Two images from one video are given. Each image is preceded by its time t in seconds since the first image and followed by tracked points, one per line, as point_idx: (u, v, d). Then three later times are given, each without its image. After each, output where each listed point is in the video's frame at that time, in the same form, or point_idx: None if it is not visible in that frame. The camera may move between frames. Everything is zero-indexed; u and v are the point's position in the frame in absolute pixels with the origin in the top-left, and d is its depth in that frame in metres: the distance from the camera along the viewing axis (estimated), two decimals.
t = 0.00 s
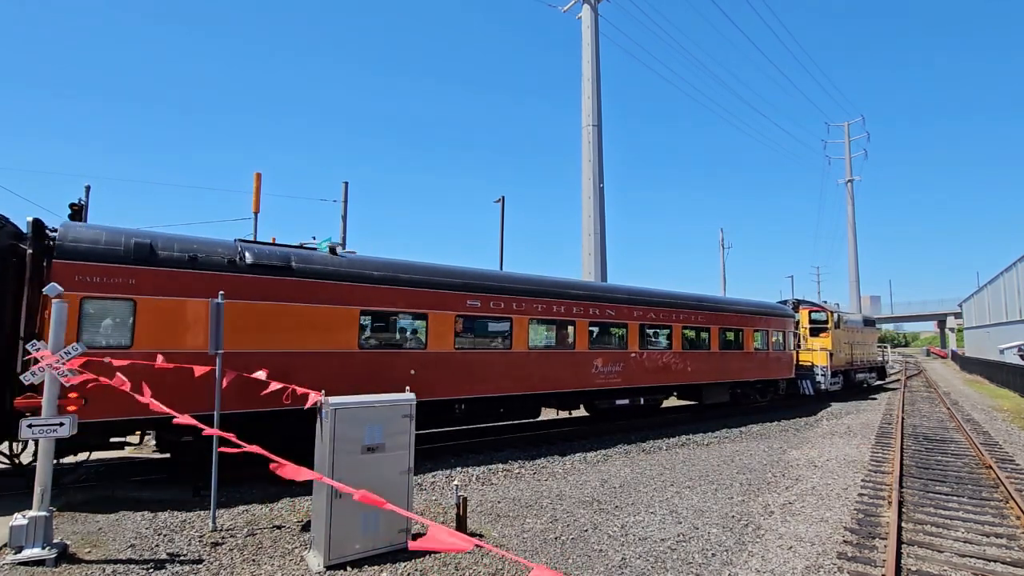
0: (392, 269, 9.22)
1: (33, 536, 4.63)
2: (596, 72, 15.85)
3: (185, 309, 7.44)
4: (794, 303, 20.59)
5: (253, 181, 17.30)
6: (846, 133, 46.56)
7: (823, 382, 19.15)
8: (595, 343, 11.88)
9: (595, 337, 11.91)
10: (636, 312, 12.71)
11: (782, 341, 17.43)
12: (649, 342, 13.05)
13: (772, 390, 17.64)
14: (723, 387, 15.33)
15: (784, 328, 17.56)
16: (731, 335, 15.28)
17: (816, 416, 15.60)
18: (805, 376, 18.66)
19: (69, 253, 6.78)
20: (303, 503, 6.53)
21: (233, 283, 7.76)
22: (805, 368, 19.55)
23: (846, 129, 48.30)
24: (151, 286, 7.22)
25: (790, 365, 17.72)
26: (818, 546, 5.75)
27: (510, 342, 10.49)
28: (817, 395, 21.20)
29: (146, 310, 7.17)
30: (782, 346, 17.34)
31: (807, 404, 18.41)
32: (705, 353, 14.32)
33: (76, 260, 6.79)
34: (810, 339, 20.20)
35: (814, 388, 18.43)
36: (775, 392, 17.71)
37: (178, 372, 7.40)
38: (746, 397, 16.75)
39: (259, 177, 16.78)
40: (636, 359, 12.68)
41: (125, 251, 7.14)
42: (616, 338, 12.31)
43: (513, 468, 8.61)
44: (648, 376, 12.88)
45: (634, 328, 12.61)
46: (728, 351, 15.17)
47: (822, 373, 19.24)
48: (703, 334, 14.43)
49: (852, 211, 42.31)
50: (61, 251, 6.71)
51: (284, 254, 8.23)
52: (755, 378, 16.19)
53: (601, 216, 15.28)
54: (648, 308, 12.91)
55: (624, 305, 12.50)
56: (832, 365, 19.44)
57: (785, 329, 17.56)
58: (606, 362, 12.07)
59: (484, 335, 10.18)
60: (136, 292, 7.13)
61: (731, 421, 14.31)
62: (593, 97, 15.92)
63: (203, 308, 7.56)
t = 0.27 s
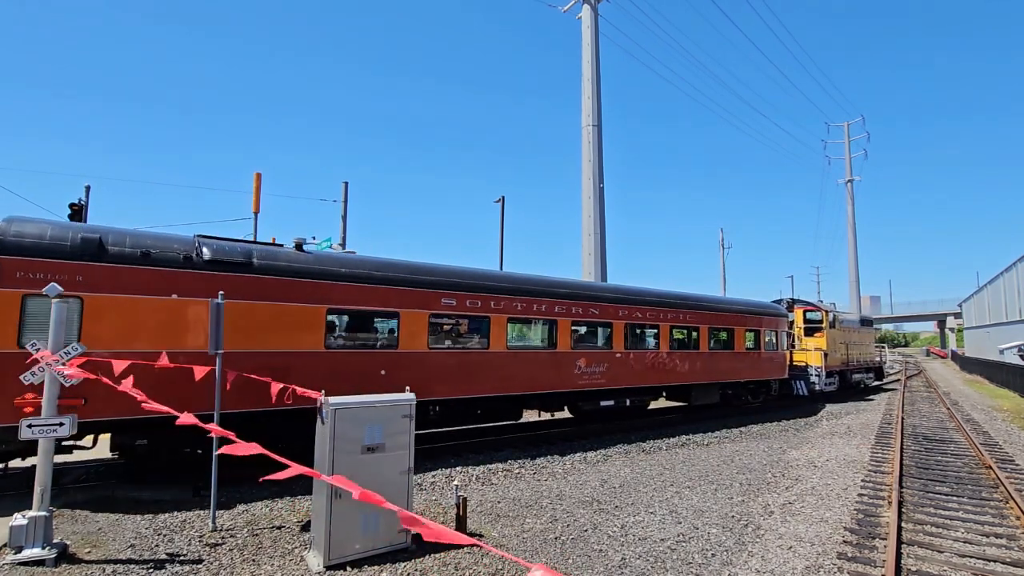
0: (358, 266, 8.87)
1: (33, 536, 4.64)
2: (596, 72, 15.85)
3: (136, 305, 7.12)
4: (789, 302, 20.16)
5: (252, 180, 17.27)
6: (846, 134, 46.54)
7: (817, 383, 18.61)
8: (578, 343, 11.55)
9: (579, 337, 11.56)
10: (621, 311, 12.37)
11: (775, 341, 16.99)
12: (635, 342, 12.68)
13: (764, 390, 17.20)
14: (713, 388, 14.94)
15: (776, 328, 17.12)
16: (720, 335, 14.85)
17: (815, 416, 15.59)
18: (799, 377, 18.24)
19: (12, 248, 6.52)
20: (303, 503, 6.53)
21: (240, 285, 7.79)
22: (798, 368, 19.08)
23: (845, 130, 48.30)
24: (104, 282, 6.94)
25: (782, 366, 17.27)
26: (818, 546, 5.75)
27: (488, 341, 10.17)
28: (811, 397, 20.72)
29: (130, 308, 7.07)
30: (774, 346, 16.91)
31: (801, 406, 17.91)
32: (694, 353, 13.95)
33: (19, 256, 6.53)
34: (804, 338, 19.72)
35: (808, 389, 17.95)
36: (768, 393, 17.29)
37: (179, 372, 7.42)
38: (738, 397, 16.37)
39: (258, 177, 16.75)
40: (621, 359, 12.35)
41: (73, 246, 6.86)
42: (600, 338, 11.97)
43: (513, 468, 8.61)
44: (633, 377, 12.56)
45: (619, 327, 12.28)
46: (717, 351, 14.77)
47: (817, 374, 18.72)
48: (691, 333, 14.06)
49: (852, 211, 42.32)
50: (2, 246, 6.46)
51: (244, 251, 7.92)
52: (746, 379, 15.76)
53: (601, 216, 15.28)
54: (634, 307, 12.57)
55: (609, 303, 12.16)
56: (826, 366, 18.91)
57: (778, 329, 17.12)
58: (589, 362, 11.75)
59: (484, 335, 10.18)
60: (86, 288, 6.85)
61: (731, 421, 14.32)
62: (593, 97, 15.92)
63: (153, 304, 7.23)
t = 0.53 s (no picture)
0: (355, 266, 8.82)
1: (33, 536, 4.63)
2: (596, 72, 15.85)
3: (138, 305, 7.14)
4: (783, 301, 19.87)
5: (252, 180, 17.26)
6: (846, 134, 46.52)
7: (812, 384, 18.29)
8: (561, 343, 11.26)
9: (561, 336, 11.28)
10: (606, 310, 12.06)
11: (768, 340, 16.59)
12: (620, 342, 12.37)
13: (757, 392, 16.77)
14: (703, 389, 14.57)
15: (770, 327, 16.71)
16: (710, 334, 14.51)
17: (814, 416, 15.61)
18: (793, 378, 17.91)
19: None
20: (303, 503, 6.53)
21: (244, 285, 7.83)
22: (792, 370, 18.74)
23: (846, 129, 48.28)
24: (100, 283, 6.92)
25: (776, 366, 16.85)
26: (818, 546, 5.75)
27: (465, 340, 9.88)
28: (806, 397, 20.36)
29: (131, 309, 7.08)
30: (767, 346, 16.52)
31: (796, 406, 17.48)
32: (683, 354, 13.67)
33: None
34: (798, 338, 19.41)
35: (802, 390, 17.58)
36: (762, 394, 16.88)
37: (179, 372, 7.43)
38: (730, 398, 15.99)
39: (258, 177, 16.74)
40: (606, 360, 12.05)
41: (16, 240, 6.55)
42: (583, 338, 11.66)
43: (513, 468, 8.61)
44: (618, 378, 12.27)
45: (604, 327, 11.98)
46: (707, 351, 14.43)
47: (811, 375, 18.39)
48: (680, 333, 13.73)
49: (852, 211, 42.32)
50: None
51: (242, 251, 7.93)
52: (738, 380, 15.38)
53: (601, 216, 15.28)
54: (620, 306, 12.26)
55: (593, 302, 11.85)
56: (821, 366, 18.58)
57: (771, 328, 16.69)
58: (572, 362, 11.46)
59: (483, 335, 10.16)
60: (84, 288, 6.83)
61: (731, 421, 14.36)
62: (593, 97, 15.92)
63: (151, 304, 7.22)
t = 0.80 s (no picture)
0: (356, 264, 8.82)
1: (33, 536, 4.63)
2: (596, 72, 15.85)
3: (137, 306, 7.13)
4: (777, 300, 19.57)
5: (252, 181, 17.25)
6: (846, 134, 46.51)
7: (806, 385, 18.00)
8: (542, 342, 10.95)
9: (542, 336, 10.96)
10: (590, 309, 11.73)
11: (760, 340, 16.18)
12: (604, 342, 12.03)
13: (749, 393, 16.37)
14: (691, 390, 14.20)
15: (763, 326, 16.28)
16: (700, 334, 14.15)
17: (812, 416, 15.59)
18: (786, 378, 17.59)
19: None
20: (303, 503, 6.52)
21: (244, 285, 7.84)
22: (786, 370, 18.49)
23: (846, 129, 48.21)
24: (98, 283, 6.90)
25: (769, 367, 16.44)
26: (818, 546, 5.75)
27: (440, 340, 9.57)
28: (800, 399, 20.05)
29: (130, 309, 7.07)
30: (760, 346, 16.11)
31: (790, 408, 17.09)
32: (670, 355, 13.35)
33: None
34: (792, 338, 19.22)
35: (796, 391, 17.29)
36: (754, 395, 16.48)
37: (179, 372, 7.44)
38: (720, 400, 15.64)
39: (258, 177, 16.72)
40: (589, 360, 11.73)
41: None
42: (565, 338, 11.33)
43: (513, 468, 8.61)
44: (602, 379, 11.96)
45: (587, 327, 11.64)
46: (697, 351, 14.08)
47: (805, 375, 18.10)
48: (668, 333, 13.38)
49: (851, 211, 42.35)
50: None
51: (241, 249, 7.94)
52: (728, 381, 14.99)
53: (601, 216, 15.29)
54: (604, 305, 11.92)
55: (577, 301, 11.53)
56: (815, 366, 18.30)
57: (765, 328, 16.25)
58: (553, 363, 11.14)
59: (482, 334, 10.14)
60: (81, 288, 6.82)
61: (731, 421, 14.37)
62: (593, 97, 15.92)
63: (149, 303, 7.21)
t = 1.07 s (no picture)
0: (354, 264, 8.81)
1: (32, 536, 4.63)
2: (596, 72, 15.86)
3: (135, 305, 7.13)
4: (770, 300, 19.27)
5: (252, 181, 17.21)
6: (846, 133, 46.52)
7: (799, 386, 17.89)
8: (522, 342, 10.65)
9: (521, 336, 10.67)
10: (572, 308, 11.45)
11: (750, 340, 15.84)
12: (587, 341, 11.75)
13: (739, 394, 16.01)
14: (679, 391, 13.88)
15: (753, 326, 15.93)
16: (687, 334, 13.85)
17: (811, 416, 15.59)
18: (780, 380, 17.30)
19: None
20: (303, 503, 6.53)
21: (244, 285, 7.85)
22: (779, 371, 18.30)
23: (846, 130, 48.22)
24: (95, 283, 6.89)
25: (760, 368, 16.07)
26: (818, 546, 5.75)
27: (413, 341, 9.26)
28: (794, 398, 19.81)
29: (129, 309, 7.07)
30: (750, 345, 15.76)
31: (782, 409, 16.75)
32: (657, 355, 13.07)
33: None
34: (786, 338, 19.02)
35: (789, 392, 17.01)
36: (745, 396, 16.12)
37: (179, 373, 7.44)
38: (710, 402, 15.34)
39: (258, 177, 16.58)
40: (571, 361, 11.45)
41: None
42: (546, 337, 11.05)
43: (513, 467, 8.61)
44: (584, 380, 11.67)
45: (570, 326, 11.40)
46: (684, 351, 13.77)
47: (799, 376, 17.98)
48: (655, 332, 13.08)
49: (851, 211, 42.39)
50: None
51: (239, 249, 7.93)
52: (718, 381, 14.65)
53: (601, 216, 15.29)
54: (587, 304, 11.65)
55: (559, 300, 11.26)
56: (809, 367, 18.17)
57: (754, 328, 15.90)
58: (533, 364, 10.84)
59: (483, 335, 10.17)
60: (79, 288, 6.80)
61: (731, 421, 14.37)
62: (593, 97, 15.91)
63: (148, 303, 7.21)
